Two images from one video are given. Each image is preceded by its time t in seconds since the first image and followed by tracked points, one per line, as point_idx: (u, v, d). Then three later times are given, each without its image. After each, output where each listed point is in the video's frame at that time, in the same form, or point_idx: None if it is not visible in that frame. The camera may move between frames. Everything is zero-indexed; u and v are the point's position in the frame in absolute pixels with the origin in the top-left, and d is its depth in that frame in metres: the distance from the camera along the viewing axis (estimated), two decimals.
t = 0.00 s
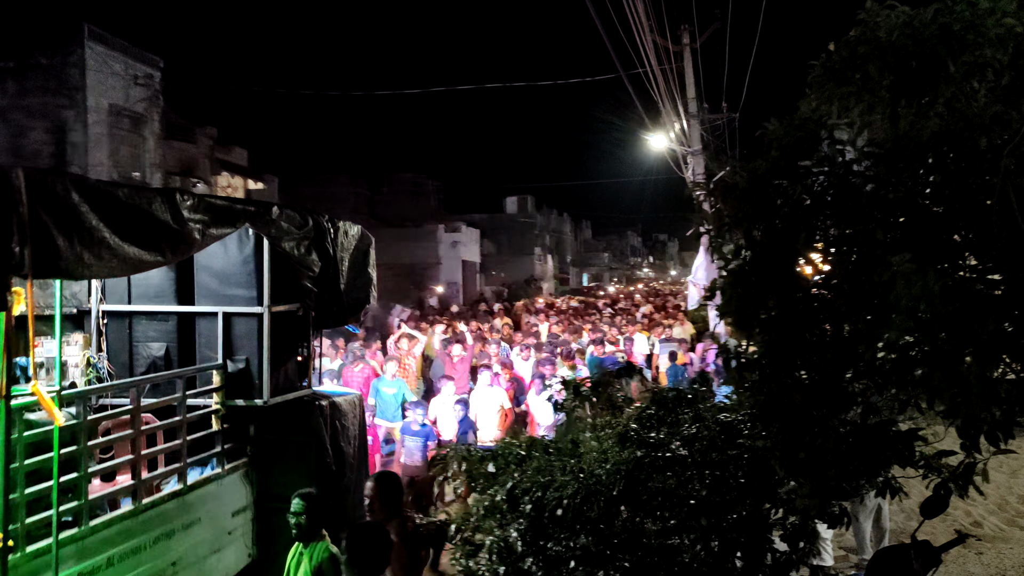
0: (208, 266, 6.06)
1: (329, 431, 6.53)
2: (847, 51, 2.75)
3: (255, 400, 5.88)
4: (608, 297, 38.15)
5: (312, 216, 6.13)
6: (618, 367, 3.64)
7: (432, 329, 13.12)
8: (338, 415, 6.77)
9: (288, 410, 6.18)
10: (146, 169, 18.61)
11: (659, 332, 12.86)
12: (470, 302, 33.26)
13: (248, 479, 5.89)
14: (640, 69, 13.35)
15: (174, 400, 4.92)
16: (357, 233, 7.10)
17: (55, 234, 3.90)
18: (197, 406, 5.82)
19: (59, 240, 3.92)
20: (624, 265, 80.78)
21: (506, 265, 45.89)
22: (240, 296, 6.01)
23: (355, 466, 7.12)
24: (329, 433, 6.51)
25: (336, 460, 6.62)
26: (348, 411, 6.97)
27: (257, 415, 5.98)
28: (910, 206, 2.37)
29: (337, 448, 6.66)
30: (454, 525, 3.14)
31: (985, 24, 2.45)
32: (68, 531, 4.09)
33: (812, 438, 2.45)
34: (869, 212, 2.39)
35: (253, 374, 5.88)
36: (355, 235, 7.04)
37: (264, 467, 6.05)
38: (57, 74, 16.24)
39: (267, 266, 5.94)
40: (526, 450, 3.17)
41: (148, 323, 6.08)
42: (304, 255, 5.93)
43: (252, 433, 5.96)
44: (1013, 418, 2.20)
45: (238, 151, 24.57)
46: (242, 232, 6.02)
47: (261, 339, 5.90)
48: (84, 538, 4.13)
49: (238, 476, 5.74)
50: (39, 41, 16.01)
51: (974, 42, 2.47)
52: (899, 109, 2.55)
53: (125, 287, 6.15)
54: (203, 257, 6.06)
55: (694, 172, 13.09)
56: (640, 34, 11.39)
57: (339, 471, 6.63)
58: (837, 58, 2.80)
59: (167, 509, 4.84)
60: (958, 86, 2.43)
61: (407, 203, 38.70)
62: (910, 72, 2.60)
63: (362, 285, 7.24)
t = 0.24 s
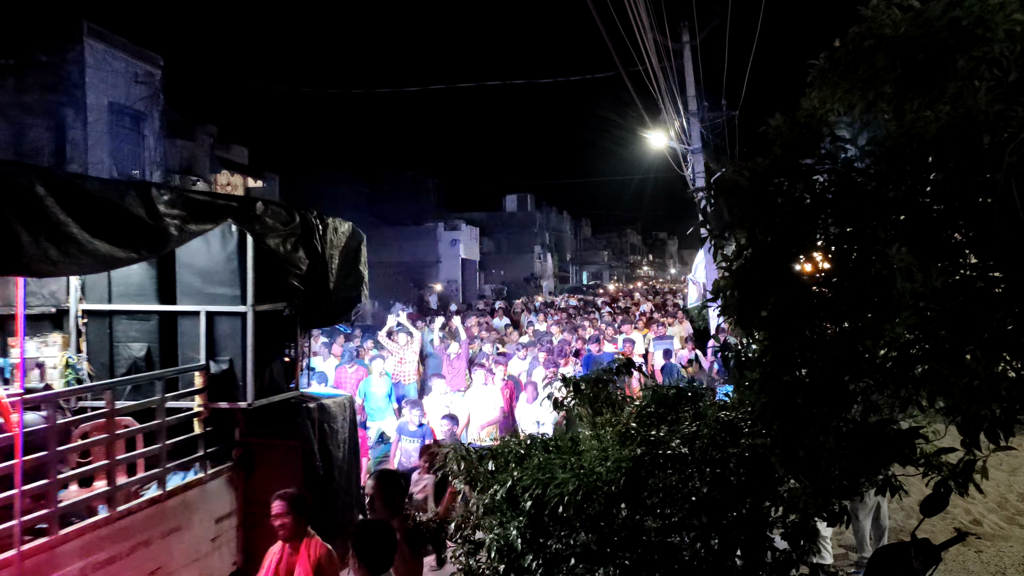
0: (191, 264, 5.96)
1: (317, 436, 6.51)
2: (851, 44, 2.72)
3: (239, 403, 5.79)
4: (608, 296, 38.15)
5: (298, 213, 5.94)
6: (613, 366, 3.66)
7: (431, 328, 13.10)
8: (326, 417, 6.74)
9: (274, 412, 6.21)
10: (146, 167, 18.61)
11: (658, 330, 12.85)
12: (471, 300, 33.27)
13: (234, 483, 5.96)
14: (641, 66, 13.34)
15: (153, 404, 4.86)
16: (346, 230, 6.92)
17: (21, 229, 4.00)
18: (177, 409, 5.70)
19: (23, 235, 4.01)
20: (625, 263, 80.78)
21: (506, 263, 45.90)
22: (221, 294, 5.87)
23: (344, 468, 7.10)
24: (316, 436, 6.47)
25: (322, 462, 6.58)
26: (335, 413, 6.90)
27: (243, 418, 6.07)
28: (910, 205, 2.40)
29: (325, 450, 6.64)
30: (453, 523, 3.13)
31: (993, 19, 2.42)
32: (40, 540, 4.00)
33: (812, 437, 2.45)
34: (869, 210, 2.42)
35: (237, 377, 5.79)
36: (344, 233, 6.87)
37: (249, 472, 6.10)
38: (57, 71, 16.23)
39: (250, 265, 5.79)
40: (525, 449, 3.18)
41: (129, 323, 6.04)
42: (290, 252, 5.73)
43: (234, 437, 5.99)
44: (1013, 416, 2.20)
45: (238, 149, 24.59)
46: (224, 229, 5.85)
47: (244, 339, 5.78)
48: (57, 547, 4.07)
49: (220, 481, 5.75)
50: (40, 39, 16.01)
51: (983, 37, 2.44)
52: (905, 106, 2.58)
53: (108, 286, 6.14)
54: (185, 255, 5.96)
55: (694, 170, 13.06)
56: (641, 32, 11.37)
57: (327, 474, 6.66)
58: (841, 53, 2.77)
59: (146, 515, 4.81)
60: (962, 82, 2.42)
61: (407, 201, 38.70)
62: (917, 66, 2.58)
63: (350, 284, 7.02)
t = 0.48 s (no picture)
0: (171, 261, 5.57)
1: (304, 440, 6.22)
2: (852, 41, 2.71)
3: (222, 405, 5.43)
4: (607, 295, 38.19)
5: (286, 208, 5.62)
6: (604, 368, 3.68)
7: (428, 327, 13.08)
8: (313, 420, 6.42)
9: (259, 414, 5.85)
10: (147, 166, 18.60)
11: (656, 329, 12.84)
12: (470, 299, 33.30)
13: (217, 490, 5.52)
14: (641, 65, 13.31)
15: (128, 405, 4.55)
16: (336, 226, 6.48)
17: None
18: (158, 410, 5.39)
19: None
20: (624, 262, 80.81)
21: (505, 262, 45.91)
22: (202, 293, 5.50)
23: (335, 469, 6.72)
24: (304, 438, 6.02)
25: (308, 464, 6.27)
26: (322, 416, 6.57)
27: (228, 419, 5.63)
28: (909, 204, 2.41)
29: (311, 454, 6.33)
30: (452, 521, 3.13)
31: (998, 17, 2.41)
32: (4, 550, 3.70)
33: (813, 437, 2.45)
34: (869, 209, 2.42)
35: (219, 379, 5.43)
36: (333, 228, 6.44)
37: (234, 477, 5.67)
38: (57, 71, 16.20)
39: (232, 262, 5.42)
40: (525, 449, 3.19)
41: (107, 323, 5.63)
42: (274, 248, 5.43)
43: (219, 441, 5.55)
44: (1013, 415, 2.21)
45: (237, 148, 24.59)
46: (206, 225, 5.50)
47: (227, 339, 5.42)
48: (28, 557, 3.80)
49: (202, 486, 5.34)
50: (39, 37, 16.00)
51: (988, 35, 2.43)
52: (918, 102, 2.52)
53: (83, 283, 5.71)
54: (165, 251, 5.57)
55: (694, 169, 13.05)
56: (641, 31, 11.36)
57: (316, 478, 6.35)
58: (841, 52, 2.76)
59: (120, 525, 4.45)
60: (967, 82, 2.41)
61: (406, 200, 38.71)
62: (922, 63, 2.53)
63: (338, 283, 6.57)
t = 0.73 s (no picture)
0: (149, 259, 5.31)
1: (290, 443, 5.87)
2: (851, 43, 2.71)
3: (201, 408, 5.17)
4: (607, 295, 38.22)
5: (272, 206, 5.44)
6: (602, 367, 3.68)
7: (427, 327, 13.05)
8: (299, 423, 6.05)
9: (241, 418, 5.63)
10: (147, 166, 18.57)
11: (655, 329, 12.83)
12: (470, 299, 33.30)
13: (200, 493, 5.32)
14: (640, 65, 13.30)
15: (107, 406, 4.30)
16: (325, 224, 6.34)
17: None
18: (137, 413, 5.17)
19: None
20: (623, 261, 80.80)
21: (505, 262, 45.90)
22: (182, 292, 5.25)
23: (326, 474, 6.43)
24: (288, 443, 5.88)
25: (294, 468, 5.90)
26: (307, 420, 6.18)
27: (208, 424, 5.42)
28: (908, 205, 2.42)
29: (296, 459, 5.98)
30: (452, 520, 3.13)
31: (1006, 19, 2.40)
32: None
33: (816, 437, 2.45)
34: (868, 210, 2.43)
35: (199, 381, 5.15)
36: (321, 228, 6.28)
37: (215, 482, 5.48)
38: (57, 70, 16.17)
39: (212, 260, 5.18)
40: (526, 447, 3.21)
41: (83, 324, 5.32)
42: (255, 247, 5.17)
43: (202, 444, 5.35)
44: (1014, 415, 2.21)
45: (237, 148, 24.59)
46: (184, 222, 5.25)
47: (206, 341, 5.14)
48: None
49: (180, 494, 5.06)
50: (38, 37, 15.97)
51: (993, 35, 2.40)
52: (921, 106, 2.48)
53: (59, 282, 5.42)
54: (142, 249, 5.32)
55: (694, 169, 13.04)
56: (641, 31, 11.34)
57: (302, 485, 5.99)
58: (840, 51, 2.75)
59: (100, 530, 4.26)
60: (973, 85, 2.37)
61: (405, 200, 38.68)
62: (921, 64, 2.52)
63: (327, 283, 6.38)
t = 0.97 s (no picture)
0: (125, 256, 4.90)
1: (275, 447, 5.46)
2: (849, 43, 2.71)
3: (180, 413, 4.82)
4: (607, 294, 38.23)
5: (254, 204, 5.29)
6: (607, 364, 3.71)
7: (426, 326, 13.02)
8: (285, 427, 5.64)
9: (225, 422, 5.30)
10: (146, 165, 18.54)
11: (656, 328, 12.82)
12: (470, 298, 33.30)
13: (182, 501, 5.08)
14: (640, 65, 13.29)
15: (78, 411, 4.10)
16: (312, 222, 6.13)
17: None
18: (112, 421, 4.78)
19: None
20: (623, 261, 80.80)
21: (504, 261, 45.90)
22: (160, 292, 4.85)
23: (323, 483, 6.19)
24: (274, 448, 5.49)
25: (280, 475, 5.52)
26: (295, 423, 5.79)
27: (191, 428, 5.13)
28: (909, 204, 2.41)
29: (281, 464, 5.56)
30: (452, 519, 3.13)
31: (1011, 22, 2.44)
32: None
33: (820, 435, 2.48)
34: (869, 208, 2.42)
35: (178, 386, 4.81)
36: (307, 224, 6.07)
37: (198, 488, 5.20)
38: (56, 69, 16.16)
39: (191, 259, 4.79)
40: (526, 446, 3.22)
41: (58, 325, 4.92)
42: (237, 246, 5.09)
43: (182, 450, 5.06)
44: (1013, 413, 2.23)
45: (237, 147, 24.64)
46: (163, 218, 4.83)
47: (186, 344, 4.80)
48: None
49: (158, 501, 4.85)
50: (38, 36, 15.98)
51: (993, 38, 2.39)
52: (922, 110, 2.49)
53: (33, 281, 4.98)
54: (117, 246, 4.90)
55: (694, 169, 13.03)
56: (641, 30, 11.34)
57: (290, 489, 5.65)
58: (835, 53, 2.75)
59: (71, 541, 4.05)
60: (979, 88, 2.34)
61: (405, 200, 38.68)
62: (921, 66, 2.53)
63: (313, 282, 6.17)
